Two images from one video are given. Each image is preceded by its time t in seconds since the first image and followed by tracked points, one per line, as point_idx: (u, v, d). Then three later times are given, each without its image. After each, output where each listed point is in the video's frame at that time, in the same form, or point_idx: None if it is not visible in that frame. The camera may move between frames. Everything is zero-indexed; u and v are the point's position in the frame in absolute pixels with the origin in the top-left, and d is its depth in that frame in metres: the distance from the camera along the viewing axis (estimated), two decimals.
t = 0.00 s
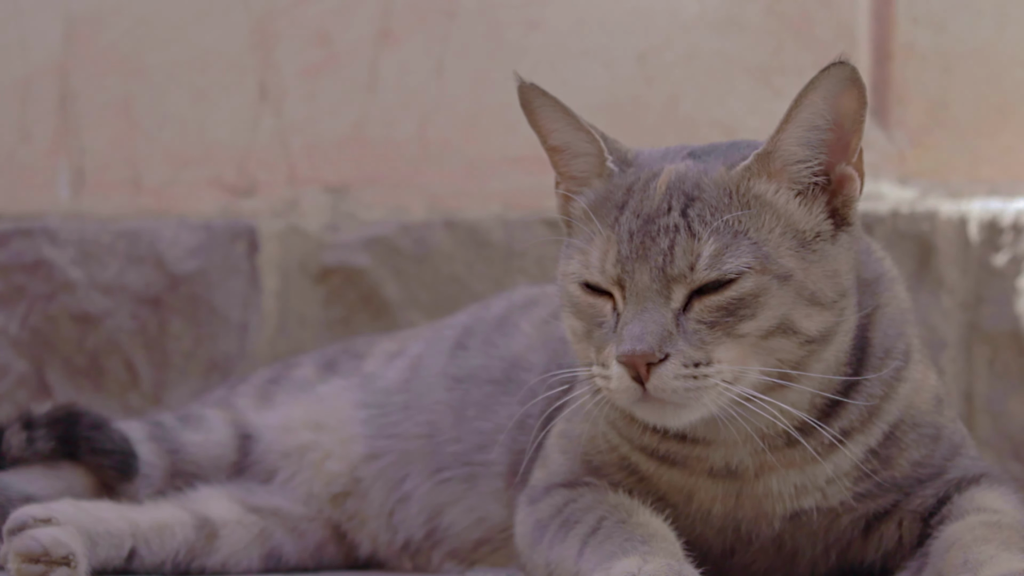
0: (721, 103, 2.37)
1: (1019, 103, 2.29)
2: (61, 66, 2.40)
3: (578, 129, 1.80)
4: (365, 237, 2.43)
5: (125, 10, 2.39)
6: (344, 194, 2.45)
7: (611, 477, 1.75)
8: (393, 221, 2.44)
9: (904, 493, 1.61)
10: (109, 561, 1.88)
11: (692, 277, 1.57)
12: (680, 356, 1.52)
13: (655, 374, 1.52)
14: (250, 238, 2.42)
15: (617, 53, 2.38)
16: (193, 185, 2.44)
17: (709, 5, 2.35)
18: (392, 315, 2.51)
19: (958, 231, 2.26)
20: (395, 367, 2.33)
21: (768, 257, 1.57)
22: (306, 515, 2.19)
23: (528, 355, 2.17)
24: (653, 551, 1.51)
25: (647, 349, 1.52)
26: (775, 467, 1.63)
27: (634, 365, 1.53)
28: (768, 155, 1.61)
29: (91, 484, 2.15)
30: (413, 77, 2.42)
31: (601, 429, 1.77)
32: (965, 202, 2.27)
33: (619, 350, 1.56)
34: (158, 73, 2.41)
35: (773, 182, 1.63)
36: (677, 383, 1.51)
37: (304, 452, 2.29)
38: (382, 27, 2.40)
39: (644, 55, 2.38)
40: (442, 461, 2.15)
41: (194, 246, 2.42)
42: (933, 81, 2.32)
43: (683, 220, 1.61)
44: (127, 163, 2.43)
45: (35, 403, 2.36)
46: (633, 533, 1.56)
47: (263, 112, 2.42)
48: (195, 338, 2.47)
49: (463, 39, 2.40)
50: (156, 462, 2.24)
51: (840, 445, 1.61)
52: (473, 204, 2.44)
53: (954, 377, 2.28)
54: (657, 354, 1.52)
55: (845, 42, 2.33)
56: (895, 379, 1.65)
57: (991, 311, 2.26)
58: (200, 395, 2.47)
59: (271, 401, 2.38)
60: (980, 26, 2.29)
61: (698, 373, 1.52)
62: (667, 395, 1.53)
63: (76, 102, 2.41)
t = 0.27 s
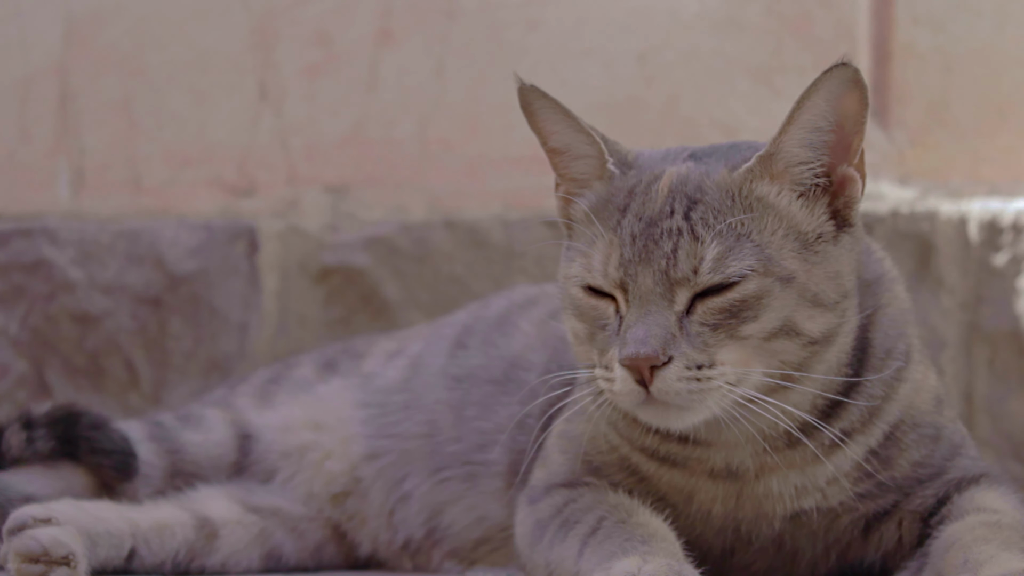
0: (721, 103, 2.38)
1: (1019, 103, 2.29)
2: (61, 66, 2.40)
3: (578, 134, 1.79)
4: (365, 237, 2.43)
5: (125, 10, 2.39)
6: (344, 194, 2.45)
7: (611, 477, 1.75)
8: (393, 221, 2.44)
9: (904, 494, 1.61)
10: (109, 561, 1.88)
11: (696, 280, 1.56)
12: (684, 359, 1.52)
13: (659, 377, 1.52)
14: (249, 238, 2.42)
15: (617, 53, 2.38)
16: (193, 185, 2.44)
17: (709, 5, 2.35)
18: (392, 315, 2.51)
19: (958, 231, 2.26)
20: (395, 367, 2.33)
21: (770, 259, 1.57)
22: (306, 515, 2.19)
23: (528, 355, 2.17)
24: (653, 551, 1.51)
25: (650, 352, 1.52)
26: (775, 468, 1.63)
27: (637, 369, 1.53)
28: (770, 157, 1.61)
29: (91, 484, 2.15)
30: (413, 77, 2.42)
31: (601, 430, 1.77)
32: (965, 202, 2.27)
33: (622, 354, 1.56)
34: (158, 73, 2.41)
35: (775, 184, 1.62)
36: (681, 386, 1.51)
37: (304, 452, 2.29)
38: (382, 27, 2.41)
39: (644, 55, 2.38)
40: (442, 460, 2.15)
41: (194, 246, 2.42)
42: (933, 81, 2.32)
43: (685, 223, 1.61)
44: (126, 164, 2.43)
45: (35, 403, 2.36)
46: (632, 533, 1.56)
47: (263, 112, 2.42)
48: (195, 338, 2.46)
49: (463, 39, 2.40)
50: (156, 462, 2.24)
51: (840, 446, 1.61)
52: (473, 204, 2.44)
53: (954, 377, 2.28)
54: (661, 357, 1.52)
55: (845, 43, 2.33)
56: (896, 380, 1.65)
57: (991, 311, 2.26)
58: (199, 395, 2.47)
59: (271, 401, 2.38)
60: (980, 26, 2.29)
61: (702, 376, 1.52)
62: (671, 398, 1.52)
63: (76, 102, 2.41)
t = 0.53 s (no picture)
0: (721, 103, 2.38)
1: (1019, 102, 2.29)
2: (61, 66, 2.40)
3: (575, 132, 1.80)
4: (365, 237, 2.43)
5: (125, 10, 2.39)
6: (344, 194, 2.45)
7: (611, 477, 1.75)
8: (393, 221, 2.44)
9: (904, 494, 1.61)
10: (108, 561, 1.88)
11: (697, 281, 1.56)
12: (684, 359, 1.52)
13: (661, 378, 1.52)
14: (249, 238, 2.42)
15: (617, 53, 2.38)
16: (193, 185, 2.44)
17: (709, 5, 2.34)
18: (392, 315, 2.51)
19: (958, 231, 2.26)
20: (395, 366, 2.33)
21: (770, 260, 1.57)
22: (306, 515, 2.19)
23: (527, 355, 2.17)
24: (653, 551, 1.51)
25: (652, 353, 1.52)
26: (775, 468, 1.63)
27: (638, 369, 1.53)
28: (771, 158, 1.60)
29: (91, 484, 2.15)
30: (413, 77, 2.42)
31: (600, 430, 1.77)
32: (965, 202, 2.27)
33: (623, 354, 1.56)
34: (158, 73, 2.41)
35: (776, 184, 1.62)
36: (681, 386, 1.51)
37: (304, 451, 2.29)
38: (382, 27, 2.40)
39: (644, 55, 2.38)
40: (442, 460, 2.15)
41: (194, 246, 2.42)
42: (933, 81, 2.32)
43: (686, 224, 1.60)
44: (126, 163, 2.43)
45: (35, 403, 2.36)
46: (632, 533, 1.56)
47: (263, 112, 2.42)
48: (195, 338, 2.47)
49: (463, 39, 2.40)
50: (156, 462, 2.24)
51: (841, 446, 1.61)
52: (473, 204, 2.44)
53: (954, 377, 2.28)
54: (663, 358, 1.52)
55: (845, 43, 2.33)
56: (896, 381, 1.65)
57: (990, 310, 2.26)
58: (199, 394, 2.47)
59: (271, 401, 2.38)
60: (980, 25, 2.29)
61: (703, 376, 1.51)
62: (672, 399, 1.52)
63: (76, 102, 2.41)
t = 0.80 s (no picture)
0: (721, 103, 2.38)
1: (1019, 102, 2.29)
2: (61, 66, 2.40)
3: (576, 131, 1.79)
4: (365, 237, 2.43)
5: (125, 10, 2.38)
6: (344, 194, 2.45)
7: (611, 477, 1.75)
8: (393, 221, 2.44)
9: (904, 494, 1.61)
10: (108, 561, 1.88)
11: (697, 283, 1.56)
12: (685, 362, 1.52)
13: (661, 380, 1.52)
14: (249, 238, 2.42)
15: (617, 53, 2.38)
16: (193, 185, 2.44)
17: (709, 5, 2.35)
18: (392, 315, 2.51)
19: (958, 232, 2.26)
20: (395, 366, 2.33)
21: (771, 262, 1.57)
22: (306, 514, 2.19)
23: (527, 354, 2.17)
24: (653, 551, 1.51)
25: (652, 356, 1.52)
26: (775, 469, 1.63)
27: (638, 372, 1.53)
28: (771, 160, 1.61)
29: (91, 484, 2.15)
30: (413, 77, 2.42)
31: (600, 430, 1.77)
32: (965, 202, 2.27)
33: (624, 357, 1.56)
34: (158, 72, 2.41)
35: (776, 186, 1.62)
36: (682, 388, 1.52)
37: (304, 451, 2.29)
38: (381, 27, 2.40)
39: (644, 55, 2.38)
40: (442, 459, 2.15)
41: (194, 246, 2.42)
42: (933, 81, 2.32)
43: (687, 226, 1.61)
44: (126, 163, 2.43)
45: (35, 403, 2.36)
46: (632, 533, 1.56)
47: (263, 112, 2.42)
48: (195, 338, 2.46)
49: (463, 39, 2.40)
50: (156, 462, 2.24)
51: (841, 447, 1.61)
52: (473, 204, 2.44)
53: (954, 377, 2.28)
54: (663, 361, 1.52)
55: (845, 43, 2.33)
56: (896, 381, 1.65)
57: (990, 310, 2.26)
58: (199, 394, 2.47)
59: (271, 401, 2.38)
60: (980, 26, 2.29)
61: (703, 379, 1.52)
62: (672, 401, 1.53)
63: (76, 102, 2.41)
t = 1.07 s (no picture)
0: (721, 103, 2.38)
1: (1019, 102, 2.29)
2: (61, 66, 2.40)
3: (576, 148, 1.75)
4: (365, 237, 2.43)
5: (125, 10, 2.39)
6: (344, 194, 2.45)
7: (612, 478, 1.75)
8: (393, 221, 2.43)
9: (904, 495, 1.61)
10: (108, 561, 1.88)
11: (708, 303, 1.55)
12: (697, 385, 1.52)
13: (675, 404, 1.53)
14: (249, 238, 2.42)
15: (617, 53, 2.38)
16: (193, 185, 2.44)
17: (709, 5, 2.34)
18: (392, 315, 2.51)
19: (958, 231, 2.26)
20: (395, 365, 2.33)
21: (780, 279, 1.57)
22: (306, 514, 2.19)
23: (528, 355, 2.17)
24: (653, 551, 1.51)
25: (665, 380, 1.52)
26: (777, 471, 1.63)
27: (652, 395, 1.53)
28: (777, 175, 1.59)
29: (91, 484, 2.15)
30: (413, 77, 2.42)
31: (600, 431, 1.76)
32: (965, 202, 2.27)
33: (636, 381, 1.55)
34: (158, 73, 2.41)
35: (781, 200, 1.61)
36: (695, 411, 1.52)
37: (304, 451, 2.29)
38: (381, 27, 2.40)
39: (644, 55, 2.37)
40: (442, 459, 2.15)
41: (194, 246, 2.42)
42: (933, 81, 2.32)
43: (696, 245, 1.58)
44: (126, 164, 2.43)
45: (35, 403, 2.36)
46: (632, 534, 1.56)
47: (263, 112, 2.42)
48: (195, 338, 2.47)
49: (463, 39, 2.40)
50: (156, 462, 2.24)
51: (842, 451, 1.61)
52: (473, 204, 2.43)
53: (954, 377, 2.28)
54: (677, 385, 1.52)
55: (845, 43, 2.33)
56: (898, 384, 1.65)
57: (990, 311, 2.26)
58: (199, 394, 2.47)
59: (271, 401, 2.38)
60: (980, 25, 2.29)
61: (716, 400, 1.53)
62: (686, 423, 1.53)
63: (76, 102, 2.41)
